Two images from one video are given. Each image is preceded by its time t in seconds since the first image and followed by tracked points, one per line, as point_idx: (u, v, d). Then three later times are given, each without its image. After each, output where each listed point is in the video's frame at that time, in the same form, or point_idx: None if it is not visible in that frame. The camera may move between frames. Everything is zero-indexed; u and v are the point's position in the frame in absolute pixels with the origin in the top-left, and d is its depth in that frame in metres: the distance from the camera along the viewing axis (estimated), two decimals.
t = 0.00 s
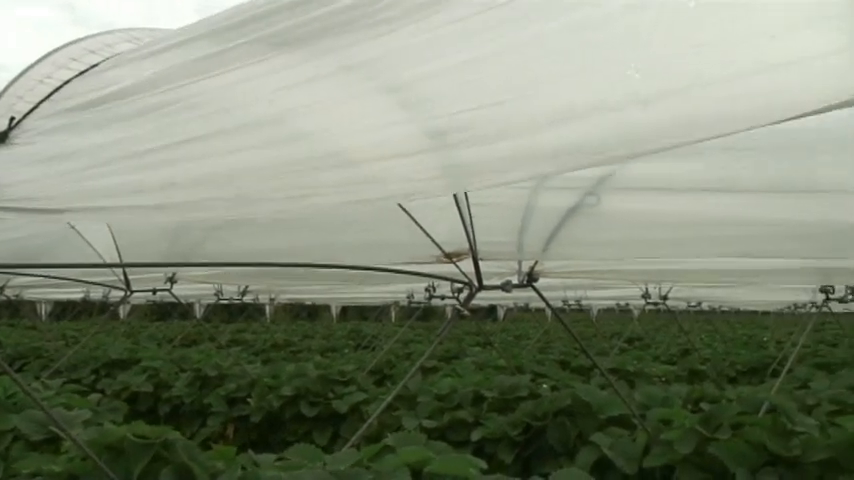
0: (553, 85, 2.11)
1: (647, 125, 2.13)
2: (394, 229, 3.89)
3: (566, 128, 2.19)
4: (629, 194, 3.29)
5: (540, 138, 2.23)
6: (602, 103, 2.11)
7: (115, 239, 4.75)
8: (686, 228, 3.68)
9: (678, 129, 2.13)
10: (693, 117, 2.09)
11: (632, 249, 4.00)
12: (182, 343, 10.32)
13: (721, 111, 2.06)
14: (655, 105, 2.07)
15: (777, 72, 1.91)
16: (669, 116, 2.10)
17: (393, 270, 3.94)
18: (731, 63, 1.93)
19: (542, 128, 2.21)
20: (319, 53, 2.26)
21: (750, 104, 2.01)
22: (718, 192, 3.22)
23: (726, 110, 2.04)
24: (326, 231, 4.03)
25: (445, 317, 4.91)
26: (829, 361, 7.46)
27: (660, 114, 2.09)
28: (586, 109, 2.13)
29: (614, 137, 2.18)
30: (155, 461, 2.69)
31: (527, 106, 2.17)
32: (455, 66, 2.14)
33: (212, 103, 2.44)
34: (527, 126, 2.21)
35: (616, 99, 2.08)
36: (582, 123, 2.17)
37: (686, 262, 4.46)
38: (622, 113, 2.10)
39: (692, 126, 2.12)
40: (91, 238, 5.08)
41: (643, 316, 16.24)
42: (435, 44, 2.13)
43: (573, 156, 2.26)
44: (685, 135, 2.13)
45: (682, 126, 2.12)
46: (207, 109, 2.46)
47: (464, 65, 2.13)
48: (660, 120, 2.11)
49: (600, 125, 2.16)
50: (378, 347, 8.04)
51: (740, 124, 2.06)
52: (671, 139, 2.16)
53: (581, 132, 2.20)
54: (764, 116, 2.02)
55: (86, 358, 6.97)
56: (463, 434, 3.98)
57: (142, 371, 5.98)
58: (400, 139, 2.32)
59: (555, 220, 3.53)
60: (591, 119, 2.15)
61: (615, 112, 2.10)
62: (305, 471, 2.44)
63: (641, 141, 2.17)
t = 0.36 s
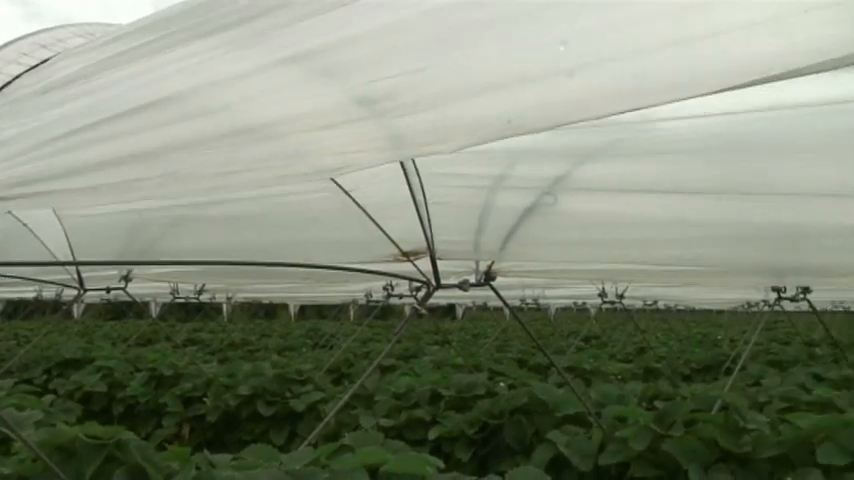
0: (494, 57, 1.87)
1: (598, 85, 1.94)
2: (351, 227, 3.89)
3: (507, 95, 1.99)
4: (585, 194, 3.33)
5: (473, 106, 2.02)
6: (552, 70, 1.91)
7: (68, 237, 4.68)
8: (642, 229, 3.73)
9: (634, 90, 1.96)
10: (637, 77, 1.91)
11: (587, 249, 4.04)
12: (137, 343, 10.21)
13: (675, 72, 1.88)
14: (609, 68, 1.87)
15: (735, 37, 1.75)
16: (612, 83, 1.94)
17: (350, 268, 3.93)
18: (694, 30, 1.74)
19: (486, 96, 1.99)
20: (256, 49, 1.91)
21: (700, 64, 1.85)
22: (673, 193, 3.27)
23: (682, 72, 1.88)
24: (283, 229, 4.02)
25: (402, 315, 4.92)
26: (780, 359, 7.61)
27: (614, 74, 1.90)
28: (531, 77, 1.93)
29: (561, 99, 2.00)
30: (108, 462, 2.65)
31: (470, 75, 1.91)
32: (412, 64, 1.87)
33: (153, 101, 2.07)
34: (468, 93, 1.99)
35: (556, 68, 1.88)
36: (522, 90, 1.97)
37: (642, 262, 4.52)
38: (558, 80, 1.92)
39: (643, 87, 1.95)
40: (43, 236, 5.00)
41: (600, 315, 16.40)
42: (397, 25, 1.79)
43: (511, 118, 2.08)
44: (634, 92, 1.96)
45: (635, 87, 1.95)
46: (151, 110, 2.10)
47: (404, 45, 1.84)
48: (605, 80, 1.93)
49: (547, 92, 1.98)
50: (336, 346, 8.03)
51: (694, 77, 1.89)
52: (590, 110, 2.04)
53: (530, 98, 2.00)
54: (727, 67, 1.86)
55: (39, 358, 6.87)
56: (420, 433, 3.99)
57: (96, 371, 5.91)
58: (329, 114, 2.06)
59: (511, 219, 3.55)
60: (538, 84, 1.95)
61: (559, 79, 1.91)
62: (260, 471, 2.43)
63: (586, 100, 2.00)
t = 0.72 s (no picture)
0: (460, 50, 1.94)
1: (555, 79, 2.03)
2: (304, 225, 3.86)
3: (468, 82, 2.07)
4: (537, 193, 3.36)
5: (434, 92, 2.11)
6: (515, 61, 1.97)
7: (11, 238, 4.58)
8: (594, 226, 3.76)
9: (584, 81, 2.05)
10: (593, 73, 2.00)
11: (539, 248, 4.08)
12: (85, 342, 10.05)
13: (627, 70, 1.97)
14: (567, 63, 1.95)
15: (691, 40, 1.84)
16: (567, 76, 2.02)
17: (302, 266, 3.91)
18: (654, 33, 1.82)
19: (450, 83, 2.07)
20: (219, 37, 1.93)
21: (655, 65, 1.95)
22: (624, 192, 3.31)
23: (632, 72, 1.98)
24: (234, 227, 3.98)
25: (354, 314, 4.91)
26: (729, 356, 7.73)
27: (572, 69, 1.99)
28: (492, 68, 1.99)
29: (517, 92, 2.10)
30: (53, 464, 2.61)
31: (434, 64, 1.99)
32: (363, 53, 1.94)
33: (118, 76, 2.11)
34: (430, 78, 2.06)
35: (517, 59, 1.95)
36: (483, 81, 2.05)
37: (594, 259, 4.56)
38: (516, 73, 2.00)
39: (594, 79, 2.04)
40: None
41: (553, 313, 16.52)
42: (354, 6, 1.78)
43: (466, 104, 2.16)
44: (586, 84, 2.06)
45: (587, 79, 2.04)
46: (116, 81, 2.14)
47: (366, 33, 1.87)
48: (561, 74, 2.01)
49: (508, 84, 2.06)
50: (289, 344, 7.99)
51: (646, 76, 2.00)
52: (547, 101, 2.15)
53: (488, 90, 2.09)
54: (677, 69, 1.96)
55: None
56: (372, 431, 3.99)
57: (42, 371, 5.81)
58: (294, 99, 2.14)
59: (464, 217, 3.57)
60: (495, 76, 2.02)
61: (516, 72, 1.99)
62: (209, 471, 2.41)
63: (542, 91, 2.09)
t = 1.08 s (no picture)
0: (426, 62, 1.76)
1: (523, 97, 1.88)
2: (248, 223, 3.82)
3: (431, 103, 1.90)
4: (483, 192, 3.37)
5: (390, 114, 1.95)
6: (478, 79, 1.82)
7: None
8: (540, 226, 3.79)
9: (555, 100, 1.90)
10: (556, 92, 1.87)
11: (484, 246, 4.10)
12: (25, 342, 9.86)
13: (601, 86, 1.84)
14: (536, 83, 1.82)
15: (670, 54, 1.72)
16: (536, 95, 1.87)
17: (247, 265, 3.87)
18: (634, 47, 1.68)
19: (408, 104, 1.90)
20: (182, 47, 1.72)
21: (620, 88, 1.86)
22: (569, 192, 3.34)
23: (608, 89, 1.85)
24: (177, 225, 3.92)
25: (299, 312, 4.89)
26: (671, 354, 7.85)
27: (541, 88, 1.84)
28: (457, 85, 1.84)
29: (478, 114, 1.95)
30: None
31: (392, 85, 1.84)
32: (321, 71, 1.78)
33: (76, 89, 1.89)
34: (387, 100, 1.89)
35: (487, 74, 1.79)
36: (443, 103, 1.90)
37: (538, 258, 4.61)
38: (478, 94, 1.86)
39: (565, 98, 1.89)
40: None
41: (499, 312, 16.63)
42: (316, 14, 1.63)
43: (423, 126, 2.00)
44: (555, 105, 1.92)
45: (559, 100, 1.90)
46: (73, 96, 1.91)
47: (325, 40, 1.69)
48: (529, 93, 1.86)
49: (465, 105, 1.91)
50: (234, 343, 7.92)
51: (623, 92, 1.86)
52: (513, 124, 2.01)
53: (448, 112, 1.94)
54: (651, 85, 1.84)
55: None
56: (318, 431, 3.97)
57: None
58: (248, 115, 1.93)
59: (410, 216, 3.57)
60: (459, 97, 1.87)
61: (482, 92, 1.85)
62: (150, 471, 2.39)
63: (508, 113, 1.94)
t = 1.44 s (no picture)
0: (360, 48, 1.70)
1: (456, 84, 1.84)
2: (192, 220, 3.78)
3: (363, 89, 1.85)
4: (429, 191, 3.39)
5: (321, 100, 1.89)
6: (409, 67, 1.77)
7: None
8: (485, 224, 3.81)
9: (490, 86, 1.86)
10: (495, 83, 1.84)
11: (429, 244, 4.12)
12: None
13: (536, 75, 1.80)
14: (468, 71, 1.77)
15: (603, 48, 1.69)
16: (471, 82, 1.83)
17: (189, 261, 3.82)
18: (566, 37, 1.64)
19: (339, 90, 1.85)
20: (108, 39, 1.67)
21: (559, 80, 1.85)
22: (514, 190, 3.36)
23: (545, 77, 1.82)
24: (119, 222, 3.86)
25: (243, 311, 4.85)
26: (615, 351, 7.95)
27: (474, 76, 1.80)
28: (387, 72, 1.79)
29: (412, 99, 1.90)
30: None
31: (328, 73, 1.79)
32: (252, 58, 1.73)
33: None
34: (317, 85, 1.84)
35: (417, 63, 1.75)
36: (375, 89, 1.85)
37: (483, 257, 4.63)
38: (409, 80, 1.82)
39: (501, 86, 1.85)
40: None
41: (445, 310, 16.68)
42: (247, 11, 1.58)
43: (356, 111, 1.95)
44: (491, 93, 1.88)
45: (495, 87, 1.86)
46: None
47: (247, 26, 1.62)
48: (463, 80, 1.82)
49: (401, 92, 1.86)
50: (177, 342, 7.83)
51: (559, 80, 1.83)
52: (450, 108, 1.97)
53: (379, 98, 1.89)
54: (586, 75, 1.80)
55: None
56: (262, 429, 3.94)
57: None
58: (179, 102, 1.88)
59: (356, 213, 3.56)
60: (390, 83, 1.83)
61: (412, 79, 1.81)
62: (89, 472, 2.35)
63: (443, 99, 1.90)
